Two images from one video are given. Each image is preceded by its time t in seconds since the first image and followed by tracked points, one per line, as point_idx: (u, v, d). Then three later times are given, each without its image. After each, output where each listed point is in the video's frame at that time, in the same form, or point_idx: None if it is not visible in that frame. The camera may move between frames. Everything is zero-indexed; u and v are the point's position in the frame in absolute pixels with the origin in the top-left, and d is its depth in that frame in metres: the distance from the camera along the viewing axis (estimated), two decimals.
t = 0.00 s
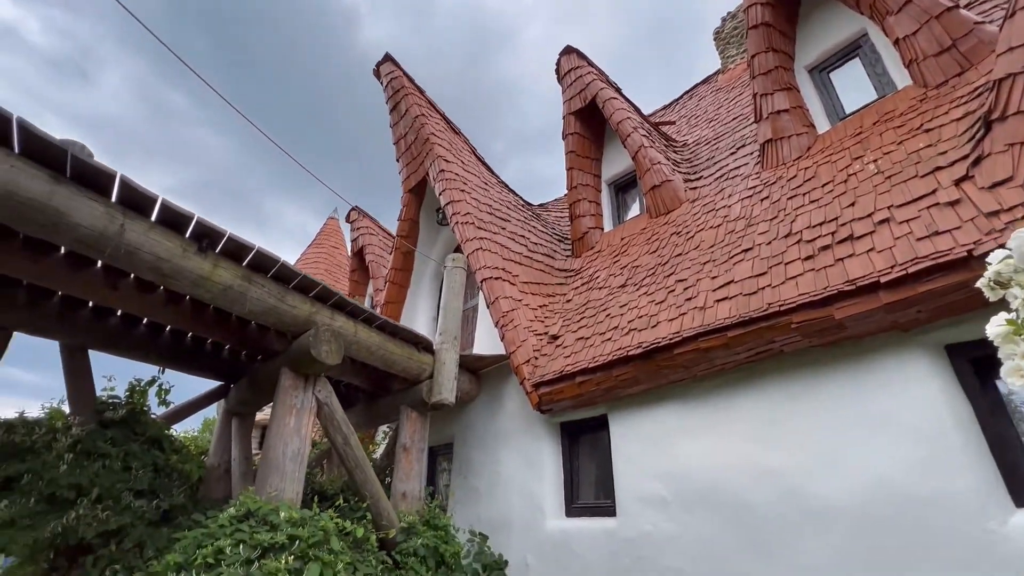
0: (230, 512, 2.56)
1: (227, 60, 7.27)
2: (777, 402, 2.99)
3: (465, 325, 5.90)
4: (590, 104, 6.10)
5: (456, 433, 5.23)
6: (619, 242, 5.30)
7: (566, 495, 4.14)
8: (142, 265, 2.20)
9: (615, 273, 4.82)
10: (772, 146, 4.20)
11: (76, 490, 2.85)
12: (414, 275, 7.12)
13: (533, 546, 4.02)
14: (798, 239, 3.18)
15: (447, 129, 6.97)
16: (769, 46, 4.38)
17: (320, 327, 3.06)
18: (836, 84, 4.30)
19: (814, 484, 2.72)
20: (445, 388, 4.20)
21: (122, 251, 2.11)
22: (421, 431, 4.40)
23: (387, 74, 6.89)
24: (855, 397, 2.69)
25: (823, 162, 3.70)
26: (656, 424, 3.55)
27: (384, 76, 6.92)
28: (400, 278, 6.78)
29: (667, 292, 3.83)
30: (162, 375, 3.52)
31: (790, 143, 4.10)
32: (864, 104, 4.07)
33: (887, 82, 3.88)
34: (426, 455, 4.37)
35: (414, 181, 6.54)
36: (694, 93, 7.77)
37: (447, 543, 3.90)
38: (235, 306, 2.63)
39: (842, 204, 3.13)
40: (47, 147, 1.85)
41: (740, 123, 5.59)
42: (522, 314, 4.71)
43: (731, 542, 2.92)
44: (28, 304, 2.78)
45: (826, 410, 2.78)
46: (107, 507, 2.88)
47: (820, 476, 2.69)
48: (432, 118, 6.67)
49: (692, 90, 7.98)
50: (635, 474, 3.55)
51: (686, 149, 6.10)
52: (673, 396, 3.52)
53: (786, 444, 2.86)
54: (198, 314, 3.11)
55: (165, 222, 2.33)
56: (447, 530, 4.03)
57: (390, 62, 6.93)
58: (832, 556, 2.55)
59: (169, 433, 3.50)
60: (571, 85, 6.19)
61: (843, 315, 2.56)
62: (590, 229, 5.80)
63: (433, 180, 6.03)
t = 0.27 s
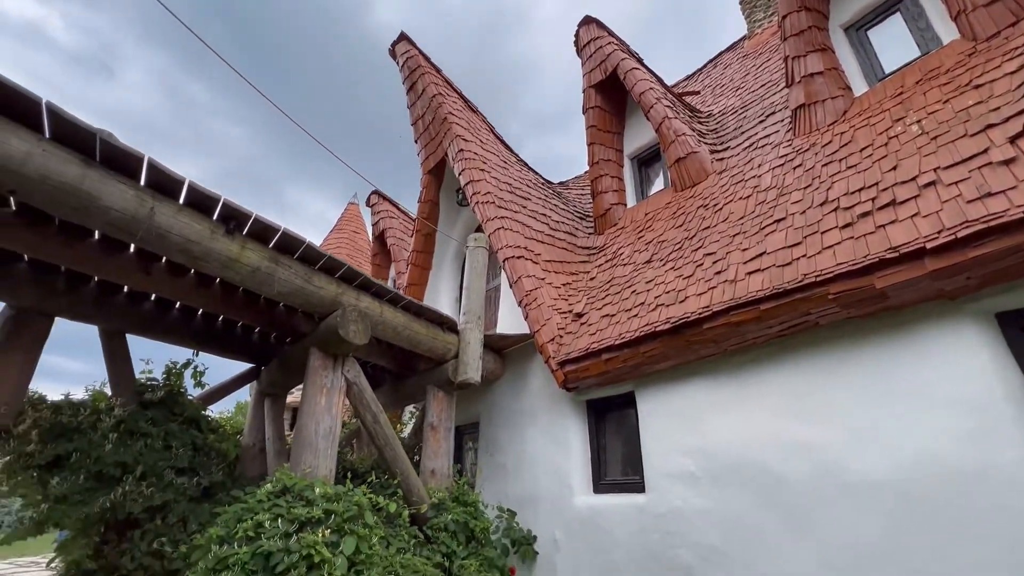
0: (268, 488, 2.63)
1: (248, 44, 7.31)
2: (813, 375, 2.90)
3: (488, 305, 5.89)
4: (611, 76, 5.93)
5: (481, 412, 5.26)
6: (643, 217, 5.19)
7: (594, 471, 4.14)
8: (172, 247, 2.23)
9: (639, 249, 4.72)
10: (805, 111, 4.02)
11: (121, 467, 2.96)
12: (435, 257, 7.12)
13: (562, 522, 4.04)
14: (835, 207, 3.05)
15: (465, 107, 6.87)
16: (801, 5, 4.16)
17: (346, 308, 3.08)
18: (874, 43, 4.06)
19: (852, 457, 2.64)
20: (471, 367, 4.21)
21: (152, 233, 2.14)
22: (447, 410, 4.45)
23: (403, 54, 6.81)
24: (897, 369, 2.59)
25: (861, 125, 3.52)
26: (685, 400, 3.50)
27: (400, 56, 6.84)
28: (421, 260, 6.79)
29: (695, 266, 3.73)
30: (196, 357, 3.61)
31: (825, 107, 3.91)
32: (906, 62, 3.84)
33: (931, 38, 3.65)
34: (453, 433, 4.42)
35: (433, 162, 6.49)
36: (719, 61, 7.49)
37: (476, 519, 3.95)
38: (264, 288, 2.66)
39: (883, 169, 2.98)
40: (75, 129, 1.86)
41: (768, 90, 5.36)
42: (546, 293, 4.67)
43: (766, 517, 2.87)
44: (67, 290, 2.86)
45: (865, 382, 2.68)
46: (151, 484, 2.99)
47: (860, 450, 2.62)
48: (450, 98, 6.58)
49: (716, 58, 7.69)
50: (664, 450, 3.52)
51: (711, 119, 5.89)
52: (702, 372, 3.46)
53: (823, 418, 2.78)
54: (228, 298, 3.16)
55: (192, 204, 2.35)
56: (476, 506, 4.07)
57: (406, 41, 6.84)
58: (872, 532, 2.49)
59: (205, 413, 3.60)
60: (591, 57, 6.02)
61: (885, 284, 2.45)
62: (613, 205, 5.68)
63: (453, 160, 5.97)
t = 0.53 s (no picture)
0: (301, 463, 2.68)
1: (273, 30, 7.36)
2: (852, 346, 2.79)
3: (510, 284, 5.85)
4: (634, 43, 5.71)
5: (506, 390, 5.27)
6: (669, 189, 5.03)
7: (622, 447, 4.11)
8: (199, 226, 2.24)
9: (665, 222, 4.59)
10: (842, 70, 3.79)
11: (162, 444, 3.06)
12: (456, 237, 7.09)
13: (589, 497, 4.04)
14: (877, 169, 2.88)
15: (483, 83, 6.74)
16: None
17: (371, 286, 3.08)
18: None
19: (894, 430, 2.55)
20: (495, 345, 4.19)
21: (178, 213, 2.15)
22: (473, 387, 4.46)
23: (419, 30, 6.69)
24: (944, 338, 2.47)
25: (905, 82, 3.31)
26: (715, 375, 3.43)
27: (416, 32, 6.72)
28: (443, 240, 6.77)
29: (725, 237, 3.61)
30: (227, 338, 3.68)
31: (865, 65, 3.69)
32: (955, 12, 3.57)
33: None
34: (479, 411, 4.44)
35: (451, 141, 6.41)
36: (747, 24, 7.14)
37: (504, 494, 3.98)
38: (290, 267, 2.67)
39: (930, 127, 2.80)
40: (99, 109, 1.86)
41: (802, 51, 5.09)
42: (569, 270, 4.60)
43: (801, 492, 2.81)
44: (101, 273, 2.93)
45: (909, 353, 2.57)
46: (191, 459, 3.09)
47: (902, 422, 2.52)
48: (467, 73, 6.45)
49: (744, 21, 7.33)
50: (694, 425, 3.46)
51: (740, 85, 5.64)
52: (734, 346, 3.37)
53: (863, 390, 2.69)
54: (255, 278, 3.19)
55: (216, 184, 2.35)
56: (504, 481, 4.10)
57: (421, 16, 6.71)
58: (912, 505, 2.43)
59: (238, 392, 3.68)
60: (613, 25, 5.80)
61: (933, 249, 2.32)
62: (637, 178, 5.53)
63: (472, 137, 5.88)
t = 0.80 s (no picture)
0: (336, 434, 2.73)
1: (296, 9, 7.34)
2: (901, 311, 2.64)
3: (537, 257, 5.78)
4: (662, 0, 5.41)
5: (535, 364, 5.26)
6: (701, 154, 4.82)
7: (654, 419, 4.04)
8: (226, 200, 2.24)
9: (697, 188, 4.41)
10: (893, 15, 3.50)
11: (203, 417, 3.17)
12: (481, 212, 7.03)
13: (620, 469, 4.01)
14: (933, 120, 2.67)
15: (504, 51, 6.55)
16: None
17: (397, 259, 3.06)
18: None
19: (948, 399, 2.41)
20: (523, 318, 4.15)
21: (206, 188, 2.15)
22: (502, 361, 4.46)
23: None
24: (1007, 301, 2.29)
25: (965, 23, 3.02)
26: (752, 344, 3.31)
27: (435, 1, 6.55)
28: (468, 215, 6.72)
29: (763, 201, 3.43)
30: (261, 314, 3.75)
31: (919, 8, 3.39)
32: None
33: None
34: (508, 384, 4.44)
35: (474, 113, 6.29)
36: None
37: (535, 465, 4.00)
38: (316, 241, 2.66)
39: (995, 70, 2.56)
40: (123, 84, 1.86)
41: None
42: (597, 241, 4.49)
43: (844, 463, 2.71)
44: (137, 253, 3.02)
45: (967, 317, 2.40)
46: (231, 431, 3.19)
47: (957, 390, 2.38)
48: (488, 42, 6.27)
49: None
50: (729, 396, 3.37)
51: (777, 40, 5.30)
52: (772, 314, 3.24)
53: (914, 357, 2.54)
54: (284, 254, 3.22)
55: (241, 158, 2.35)
56: (535, 453, 4.12)
57: None
58: (964, 475, 2.31)
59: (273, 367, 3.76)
60: None
61: (999, 203, 2.14)
62: (667, 144, 5.31)
63: (495, 108, 5.75)
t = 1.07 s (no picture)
0: (367, 408, 2.77)
1: None
2: (951, 278, 2.49)
3: (562, 233, 5.70)
4: None
5: (561, 340, 5.23)
6: (733, 120, 4.62)
7: (684, 394, 3.98)
8: (253, 177, 2.25)
9: (729, 155, 4.23)
10: None
11: (240, 392, 3.27)
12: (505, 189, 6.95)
13: (650, 444, 3.98)
14: (992, 71, 2.47)
15: (526, 21, 6.36)
16: None
17: (422, 235, 3.05)
18: None
19: (1003, 370, 2.28)
20: (549, 294, 4.11)
21: (233, 165, 2.16)
22: (529, 337, 4.44)
23: None
24: None
25: None
26: (788, 316, 3.20)
27: None
28: (492, 192, 6.65)
29: (801, 166, 3.27)
30: (291, 294, 3.79)
31: None
32: None
33: None
34: (535, 359, 4.43)
35: (496, 87, 6.17)
36: None
37: (563, 440, 4.01)
38: (342, 218, 2.67)
39: None
40: (148, 61, 1.86)
41: None
42: (624, 213, 4.38)
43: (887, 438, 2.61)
44: (171, 234, 3.10)
45: None
46: (268, 406, 3.28)
47: (1013, 360, 2.25)
48: (509, 11, 6.10)
49: None
50: (763, 370, 3.28)
51: None
52: (809, 285, 3.11)
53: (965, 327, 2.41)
54: (311, 233, 3.24)
55: (265, 134, 2.35)
56: (563, 428, 4.12)
57: None
58: (1017, 449, 2.20)
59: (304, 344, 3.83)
60: None
61: None
62: (697, 111, 5.10)
63: (517, 80, 5.61)
